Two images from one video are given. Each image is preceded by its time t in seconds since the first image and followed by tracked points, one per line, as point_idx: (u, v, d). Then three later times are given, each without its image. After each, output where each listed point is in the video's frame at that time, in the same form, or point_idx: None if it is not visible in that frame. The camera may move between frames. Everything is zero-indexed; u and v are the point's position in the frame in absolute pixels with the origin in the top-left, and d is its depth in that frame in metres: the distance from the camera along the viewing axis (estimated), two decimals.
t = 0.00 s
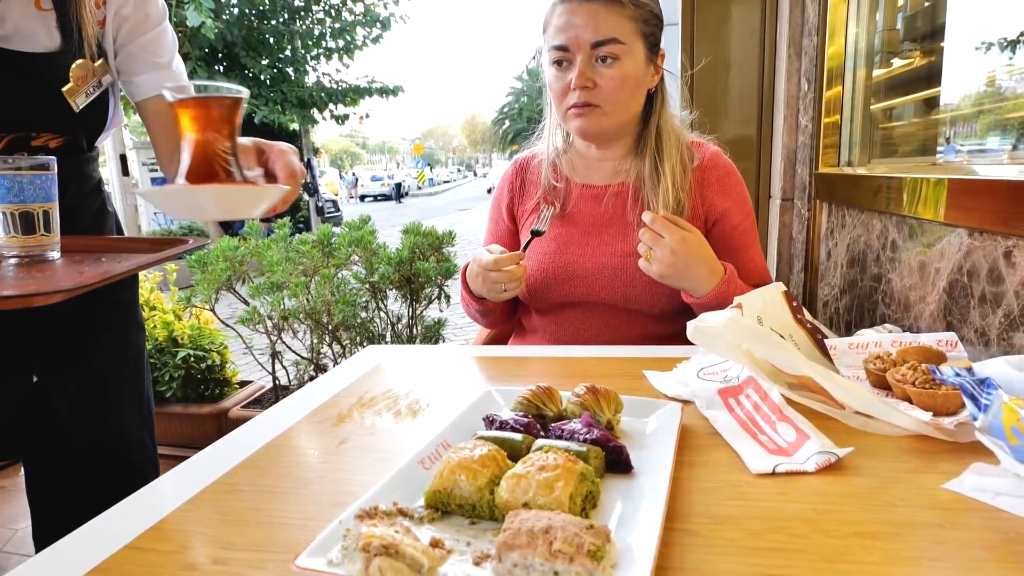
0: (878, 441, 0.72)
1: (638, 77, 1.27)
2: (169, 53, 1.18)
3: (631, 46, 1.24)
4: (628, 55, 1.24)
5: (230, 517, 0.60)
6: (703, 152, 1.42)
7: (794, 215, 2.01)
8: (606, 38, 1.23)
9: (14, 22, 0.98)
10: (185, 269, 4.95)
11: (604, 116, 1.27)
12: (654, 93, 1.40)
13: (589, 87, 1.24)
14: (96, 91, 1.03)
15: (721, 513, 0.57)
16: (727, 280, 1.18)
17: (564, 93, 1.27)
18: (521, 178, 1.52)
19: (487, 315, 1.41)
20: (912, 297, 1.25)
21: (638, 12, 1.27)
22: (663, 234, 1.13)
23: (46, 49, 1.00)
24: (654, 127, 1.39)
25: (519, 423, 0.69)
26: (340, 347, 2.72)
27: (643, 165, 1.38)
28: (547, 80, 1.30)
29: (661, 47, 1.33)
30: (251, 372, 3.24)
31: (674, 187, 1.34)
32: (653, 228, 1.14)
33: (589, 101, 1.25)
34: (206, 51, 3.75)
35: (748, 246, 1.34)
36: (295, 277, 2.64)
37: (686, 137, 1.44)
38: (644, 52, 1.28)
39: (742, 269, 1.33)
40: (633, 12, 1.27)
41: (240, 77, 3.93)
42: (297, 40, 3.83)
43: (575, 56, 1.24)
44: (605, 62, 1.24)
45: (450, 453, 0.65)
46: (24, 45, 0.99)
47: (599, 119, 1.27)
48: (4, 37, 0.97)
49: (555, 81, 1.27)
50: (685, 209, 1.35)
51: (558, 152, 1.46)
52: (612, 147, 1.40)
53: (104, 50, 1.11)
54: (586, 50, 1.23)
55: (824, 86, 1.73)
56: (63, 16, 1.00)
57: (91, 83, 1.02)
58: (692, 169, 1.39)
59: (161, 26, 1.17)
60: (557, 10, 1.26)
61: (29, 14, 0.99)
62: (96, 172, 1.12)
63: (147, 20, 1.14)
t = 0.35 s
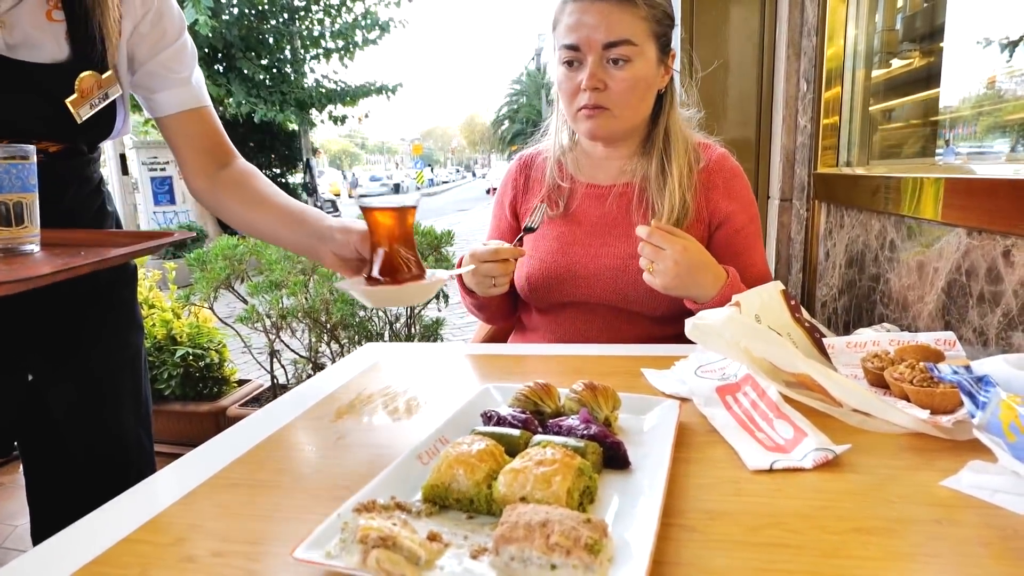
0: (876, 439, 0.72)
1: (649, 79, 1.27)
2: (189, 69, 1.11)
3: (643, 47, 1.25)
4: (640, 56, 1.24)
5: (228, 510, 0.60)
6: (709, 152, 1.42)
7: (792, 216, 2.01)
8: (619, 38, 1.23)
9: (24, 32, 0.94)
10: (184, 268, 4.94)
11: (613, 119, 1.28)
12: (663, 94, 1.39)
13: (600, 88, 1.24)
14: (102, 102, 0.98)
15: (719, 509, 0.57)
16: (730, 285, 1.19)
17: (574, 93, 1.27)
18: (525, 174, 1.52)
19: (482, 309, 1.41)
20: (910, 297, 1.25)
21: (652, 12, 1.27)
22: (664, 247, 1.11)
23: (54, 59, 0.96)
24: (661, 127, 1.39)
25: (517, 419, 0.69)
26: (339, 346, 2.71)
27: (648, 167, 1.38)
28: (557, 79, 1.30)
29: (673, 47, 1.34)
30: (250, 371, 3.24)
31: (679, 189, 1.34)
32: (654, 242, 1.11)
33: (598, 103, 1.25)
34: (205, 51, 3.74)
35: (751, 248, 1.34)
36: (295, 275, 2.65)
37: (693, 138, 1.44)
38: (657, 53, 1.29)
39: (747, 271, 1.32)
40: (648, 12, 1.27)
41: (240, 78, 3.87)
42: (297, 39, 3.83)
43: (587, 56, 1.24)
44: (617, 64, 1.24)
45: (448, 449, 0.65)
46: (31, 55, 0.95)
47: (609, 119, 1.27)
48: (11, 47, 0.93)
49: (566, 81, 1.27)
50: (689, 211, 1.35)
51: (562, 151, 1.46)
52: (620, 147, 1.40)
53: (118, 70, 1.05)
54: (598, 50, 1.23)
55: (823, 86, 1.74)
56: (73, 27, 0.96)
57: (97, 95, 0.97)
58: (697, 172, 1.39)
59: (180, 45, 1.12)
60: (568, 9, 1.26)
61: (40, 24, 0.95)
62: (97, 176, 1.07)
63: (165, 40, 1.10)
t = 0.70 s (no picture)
0: (868, 437, 0.73)
1: (646, 83, 1.28)
2: (202, 79, 1.11)
3: (641, 51, 1.25)
4: (637, 62, 1.25)
5: (224, 501, 0.60)
6: (702, 150, 1.43)
7: (791, 219, 2.02)
8: (617, 43, 1.23)
9: (34, 40, 0.95)
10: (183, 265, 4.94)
11: (610, 123, 1.29)
12: (659, 96, 1.39)
13: (598, 93, 1.25)
14: (107, 114, 1.00)
15: (711, 504, 0.58)
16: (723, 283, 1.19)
17: (570, 97, 1.27)
18: (520, 174, 1.52)
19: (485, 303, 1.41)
20: (906, 300, 1.25)
21: (649, 16, 1.28)
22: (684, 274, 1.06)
23: (63, 70, 0.98)
24: (656, 129, 1.39)
25: (513, 414, 0.70)
26: (337, 343, 2.72)
27: (643, 167, 1.38)
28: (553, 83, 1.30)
29: (670, 50, 1.35)
30: (247, 368, 3.24)
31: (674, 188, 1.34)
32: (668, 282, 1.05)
33: (595, 107, 1.26)
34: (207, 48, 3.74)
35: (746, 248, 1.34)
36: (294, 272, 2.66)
37: (687, 136, 1.44)
38: (654, 56, 1.30)
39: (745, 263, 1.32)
40: (645, 16, 1.27)
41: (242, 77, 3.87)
42: (300, 38, 3.80)
43: (584, 60, 1.25)
44: (615, 70, 1.24)
45: (443, 442, 0.66)
46: (40, 64, 0.97)
47: (605, 123, 1.28)
48: (21, 54, 0.95)
49: (561, 85, 1.27)
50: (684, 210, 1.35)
51: (557, 152, 1.46)
52: (617, 148, 1.41)
53: (127, 80, 1.05)
54: (596, 55, 1.24)
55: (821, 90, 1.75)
56: (83, 41, 0.98)
57: (103, 107, 0.99)
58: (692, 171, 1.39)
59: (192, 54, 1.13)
60: (566, 10, 1.26)
61: (51, 35, 0.97)
62: (94, 173, 1.10)
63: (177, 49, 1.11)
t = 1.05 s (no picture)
0: (862, 450, 0.74)
1: (631, 101, 1.30)
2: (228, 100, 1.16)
3: (626, 70, 1.27)
4: (622, 80, 1.26)
5: (229, 501, 0.62)
6: (686, 155, 1.44)
7: (792, 232, 2.03)
8: (602, 63, 1.25)
9: (65, 62, 1.00)
10: (189, 269, 4.98)
11: (596, 141, 1.31)
12: (646, 110, 1.41)
13: (584, 112, 1.27)
14: (129, 132, 1.06)
15: (705, 512, 0.59)
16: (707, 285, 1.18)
17: (557, 116, 1.30)
18: (512, 189, 1.55)
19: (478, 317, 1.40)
20: (905, 313, 1.26)
21: (631, 33, 1.29)
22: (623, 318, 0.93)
23: (89, 91, 1.02)
24: (642, 140, 1.39)
25: (512, 421, 0.71)
26: (340, 350, 2.73)
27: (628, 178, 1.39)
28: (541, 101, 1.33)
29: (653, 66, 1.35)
30: (250, 373, 3.25)
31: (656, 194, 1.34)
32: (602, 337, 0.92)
33: (581, 126, 1.29)
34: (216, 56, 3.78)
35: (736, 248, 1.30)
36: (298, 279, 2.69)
37: (672, 143, 1.45)
38: (638, 73, 1.31)
39: (721, 240, 1.28)
40: (627, 34, 1.28)
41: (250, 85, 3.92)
42: (308, 48, 3.84)
43: (569, 80, 1.26)
44: (600, 90, 1.26)
45: (443, 448, 0.67)
46: (68, 85, 1.01)
47: (592, 140, 1.31)
48: (53, 75, 1.00)
49: (548, 104, 1.30)
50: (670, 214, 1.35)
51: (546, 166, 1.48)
52: (604, 164, 1.42)
53: (151, 101, 1.11)
54: (580, 74, 1.26)
55: (823, 105, 1.77)
56: (113, 65, 1.03)
57: (124, 126, 1.04)
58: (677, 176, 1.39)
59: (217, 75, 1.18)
60: (550, 30, 1.27)
61: (81, 57, 1.01)
62: (111, 184, 1.14)
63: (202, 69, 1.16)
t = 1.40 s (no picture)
0: (885, 481, 0.76)
1: (650, 141, 1.37)
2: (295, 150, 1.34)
3: (641, 114, 1.34)
4: (639, 124, 1.34)
5: (296, 522, 0.71)
6: (713, 183, 1.47)
7: (843, 255, 2.03)
8: (616, 111, 1.33)
9: (161, 128, 1.17)
10: (262, 301, 5.27)
11: (618, 181, 1.39)
12: (668, 147, 1.46)
13: (603, 157, 1.36)
14: (214, 183, 1.23)
15: (720, 538, 0.64)
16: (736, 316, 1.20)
17: (579, 161, 1.38)
18: (547, 227, 1.63)
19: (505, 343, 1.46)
20: (952, 341, 1.26)
21: (643, 79, 1.36)
22: (611, 396, 0.95)
23: (182, 150, 1.20)
24: (665, 175, 1.45)
25: (545, 451, 0.78)
26: (400, 377, 2.84)
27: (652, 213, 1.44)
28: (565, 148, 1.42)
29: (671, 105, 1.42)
30: (317, 399, 3.41)
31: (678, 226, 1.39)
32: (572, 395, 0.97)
33: (602, 170, 1.37)
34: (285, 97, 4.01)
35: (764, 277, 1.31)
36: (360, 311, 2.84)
37: (699, 172, 1.49)
38: (655, 115, 1.38)
39: (738, 257, 1.31)
40: (639, 81, 1.35)
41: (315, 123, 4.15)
42: (369, 84, 4.06)
43: (587, 128, 1.35)
44: (617, 134, 1.34)
45: (482, 475, 0.74)
46: (165, 147, 1.18)
47: (615, 180, 1.38)
48: (151, 139, 1.17)
49: (569, 150, 1.39)
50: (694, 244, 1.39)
51: (576, 206, 1.56)
52: (630, 201, 1.49)
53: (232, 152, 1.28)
54: (597, 123, 1.34)
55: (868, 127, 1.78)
56: (200, 126, 1.20)
57: (211, 178, 1.22)
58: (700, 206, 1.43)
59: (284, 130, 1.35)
60: (567, 81, 1.36)
61: (174, 122, 1.19)
62: (196, 234, 1.29)
63: (271, 127, 1.33)
